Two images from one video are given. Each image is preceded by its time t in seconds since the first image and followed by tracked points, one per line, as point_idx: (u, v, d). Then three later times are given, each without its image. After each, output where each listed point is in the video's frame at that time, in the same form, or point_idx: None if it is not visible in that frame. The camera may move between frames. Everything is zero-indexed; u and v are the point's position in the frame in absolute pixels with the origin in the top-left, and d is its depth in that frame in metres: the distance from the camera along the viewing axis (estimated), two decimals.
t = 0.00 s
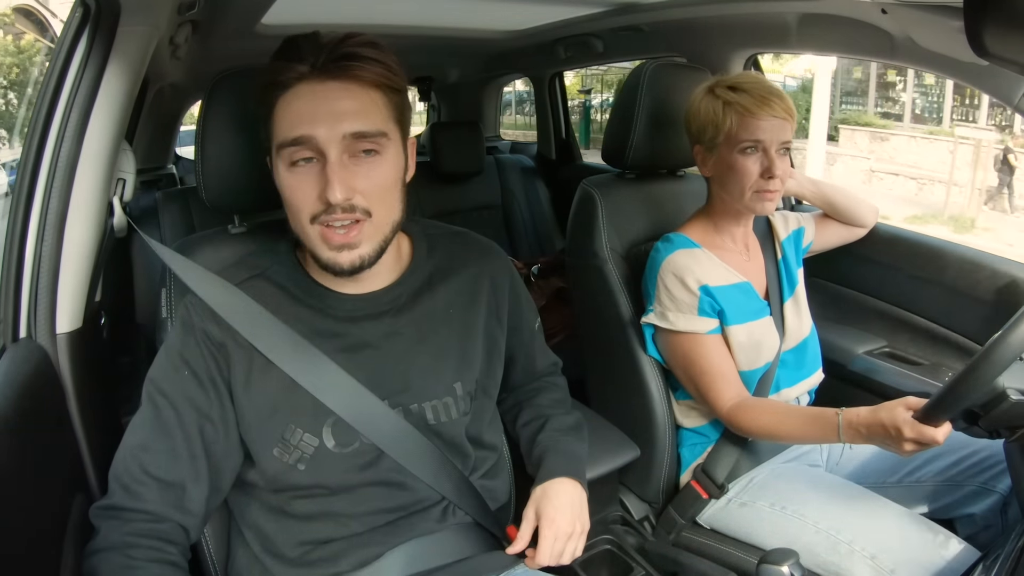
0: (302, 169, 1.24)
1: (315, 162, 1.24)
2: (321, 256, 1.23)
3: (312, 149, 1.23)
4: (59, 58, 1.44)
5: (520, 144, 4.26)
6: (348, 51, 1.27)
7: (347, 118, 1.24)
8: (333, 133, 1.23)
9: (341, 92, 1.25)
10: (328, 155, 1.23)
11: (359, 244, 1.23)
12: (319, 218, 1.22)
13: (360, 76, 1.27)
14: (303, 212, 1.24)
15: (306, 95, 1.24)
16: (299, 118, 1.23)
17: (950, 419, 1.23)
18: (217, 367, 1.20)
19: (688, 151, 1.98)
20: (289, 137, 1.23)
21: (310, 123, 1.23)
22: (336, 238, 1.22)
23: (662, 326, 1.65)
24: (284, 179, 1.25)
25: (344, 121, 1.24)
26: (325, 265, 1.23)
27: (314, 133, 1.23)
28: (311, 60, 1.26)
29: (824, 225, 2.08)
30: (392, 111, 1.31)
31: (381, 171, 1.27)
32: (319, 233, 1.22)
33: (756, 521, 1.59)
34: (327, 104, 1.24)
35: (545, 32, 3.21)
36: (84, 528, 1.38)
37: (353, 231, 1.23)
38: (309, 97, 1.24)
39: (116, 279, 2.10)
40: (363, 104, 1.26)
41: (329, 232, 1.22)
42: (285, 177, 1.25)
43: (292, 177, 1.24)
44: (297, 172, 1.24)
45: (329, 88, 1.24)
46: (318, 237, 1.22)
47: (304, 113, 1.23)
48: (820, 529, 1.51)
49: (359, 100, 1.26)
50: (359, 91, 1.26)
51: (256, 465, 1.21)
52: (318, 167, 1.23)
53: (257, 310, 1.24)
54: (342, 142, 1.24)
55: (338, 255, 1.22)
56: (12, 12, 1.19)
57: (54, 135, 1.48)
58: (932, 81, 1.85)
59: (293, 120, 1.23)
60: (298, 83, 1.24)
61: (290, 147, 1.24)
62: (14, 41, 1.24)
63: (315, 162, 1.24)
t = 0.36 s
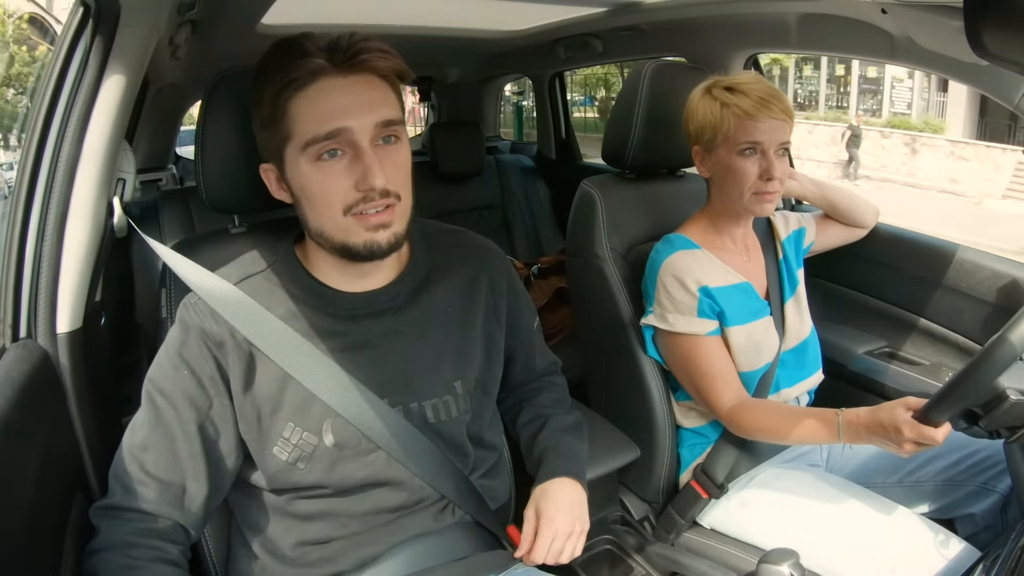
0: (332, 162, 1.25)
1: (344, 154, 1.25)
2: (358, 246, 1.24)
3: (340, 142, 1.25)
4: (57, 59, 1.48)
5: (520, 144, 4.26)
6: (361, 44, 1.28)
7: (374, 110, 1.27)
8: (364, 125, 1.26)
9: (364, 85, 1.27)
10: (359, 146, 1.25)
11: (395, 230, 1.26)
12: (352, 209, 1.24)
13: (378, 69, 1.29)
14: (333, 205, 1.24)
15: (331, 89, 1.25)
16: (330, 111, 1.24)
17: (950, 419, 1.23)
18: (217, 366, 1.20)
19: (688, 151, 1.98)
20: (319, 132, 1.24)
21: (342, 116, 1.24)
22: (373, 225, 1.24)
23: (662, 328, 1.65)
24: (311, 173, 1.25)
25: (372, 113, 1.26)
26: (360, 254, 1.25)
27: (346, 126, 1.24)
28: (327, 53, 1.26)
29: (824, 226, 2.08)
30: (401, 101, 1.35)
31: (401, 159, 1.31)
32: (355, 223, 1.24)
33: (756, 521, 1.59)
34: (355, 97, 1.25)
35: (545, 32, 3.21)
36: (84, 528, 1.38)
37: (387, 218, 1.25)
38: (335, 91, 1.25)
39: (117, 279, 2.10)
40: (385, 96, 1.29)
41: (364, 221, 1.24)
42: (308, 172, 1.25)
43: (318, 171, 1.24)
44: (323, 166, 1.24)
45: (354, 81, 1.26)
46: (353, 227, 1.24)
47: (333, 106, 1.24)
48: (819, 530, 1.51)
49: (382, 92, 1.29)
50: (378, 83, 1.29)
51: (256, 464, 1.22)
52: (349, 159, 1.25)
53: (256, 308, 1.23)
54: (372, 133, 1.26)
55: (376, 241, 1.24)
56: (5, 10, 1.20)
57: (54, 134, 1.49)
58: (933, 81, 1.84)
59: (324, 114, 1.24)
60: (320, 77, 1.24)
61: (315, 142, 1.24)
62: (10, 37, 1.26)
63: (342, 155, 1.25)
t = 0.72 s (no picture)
0: (334, 162, 1.25)
1: (346, 153, 1.25)
2: (363, 243, 1.24)
3: (342, 141, 1.25)
4: (58, 58, 1.48)
5: (519, 144, 4.27)
6: (360, 45, 1.28)
7: (374, 109, 1.27)
8: (364, 124, 1.26)
9: (364, 85, 1.27)
10: (360, 145, 1.25)
11: (398, 228, 1.26)
12: (355, 207, 1.24)
13: (377, 68, 1.29)
14: (336, 204, 1.24)
15: (330, 89, 1.24)
16: (330, 111, 1.24)
17: (949, 419, 1.23)
18: (218, 365, 1.20)
19: (688, 151, 1.98)
20: (320, 132, 1.24)
21: (342, 116, 1.24)
22: (377, 222, 1.24)
23: (662, 328, 1.66)
24: (313, 173, 1.25)
25: (371, 112, 1.26)
26: (365, 251, 1.25)
27: (348, 125, 1.24)
28: (326, 55, 1.26)
29: (824, 226, 2.08)
30: (402, 100, 1.35)
31: (403, 157, 1.31)
32: (358, 222, 1.24)
33: (757, 521, 1.59)
34: (355, 97, 1.25)
35: (545, 32, 3.21)
36: (84, 528, 1.38)
37: (391, 216, 1.25)
38: (335, 91, 1.25)
39: (116, 280, 2.10)
40: (385, 95, 1.29)
41: (367, 220, 1.24)
42: (311, 171, 1.25)
43: (321, 171, 1.24)
44: (326, 166, 1.24)
45: (353, 82, 1.26)
46: (356, 225, 1.24)
47: (333, 106, 1.24)
48: (820, 529, 1.51)
49: (381, 91, 1.29)
50: (378, 83, 1.29)
51: (257, 463, 1.22)
52: (351, 159, 1.25)
53: (258, 306, 1.22)
54: (372, 132, 1.26)
55: (381, 237, 1.24)
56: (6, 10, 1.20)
57: (54, 134, 1.50)
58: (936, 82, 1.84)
59: (324, 113, 1.24)
60: (319, 79, 1.24)
61: (318, 142, 1.24)
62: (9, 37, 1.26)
63: (344, 155, 1.25)
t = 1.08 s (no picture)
0: (323, 163, 1.25)
1: (336, 155, 1.25)
2: (353, 245, 1.24)
3: (331, 143, 1.25)
4: (58, 58, 1.49)
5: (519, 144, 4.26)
6: (349, 45, 1.28)
7: (360, 109, 1.26)
8: (352, 126, 1.25)
9: (352, 86, 1.27)
10: (348, 147, 1.25)
11: (389, 228, 1.26)
12: (345, 209, 1.24)
13: (366, 69, 1.29)
14: (327, 205, 1.24)
15: (318, 91, 1.25)
16: (317, 114, 1.24)
17: (949, 419, 1.23)
18: (218, 366, 1.20)
19: (688, 151, 1.98)
20: (308, 135, 1.24)
21: (329, 118, 1.24)
22: (367, 223, 1.24)
23: (662, 328, 1.66)
24: (303, 175, 1.25)
25: (359, 113, 1.26)
26: (357, 254, 1.25)
27: (334, 127, 1.24)
28: (314, 57, 1.26)
29: (824, 226, 2.08)
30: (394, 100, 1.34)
31: (394, 157, 1.31)
32: (348, 223, 1.24)
33: (757, 521, 1.59)
34: (342, 98, 1.25)
35: (544, 32, 3.21)
36: (85, 528, 1.38)
37: (381, 217, 1.25)
38: (323, 93, 1.25)
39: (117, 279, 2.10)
40: (374, 95, 1.29)
41: (358, 221, 1.24)
42: (301, 173, 1.25)
43: (312, 173, 1.25)
44: (315, 168, 1.25)
45: (341, 83, 1.26)
46: (347, 228, 1.24)
47: (320, 108, 1.24)
48: (820, 529, 1.51)
49: (371, 92, 1.29)
50: (367, 83, 1.29)
51: (257, 464, 1.22)
52: (340, 160, 1.25)
53: (257, 308, 1.22)
54: (361, 134, 1.26)
55: (371, 240, 1.24)
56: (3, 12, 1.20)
57: (54, 134, 1.50)
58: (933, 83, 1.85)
59: (312, 116, 1.24)
60: (306, 81, 1.25)
61: (306, 144, 1.24)
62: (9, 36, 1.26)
63: (333, 156, 1.25)
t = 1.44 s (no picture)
0: (321, 158, 1.25)
1: (334, 150, 1.25)
2: (352, 240, 1.24)
3: (329, 138, 1.25)
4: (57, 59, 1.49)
5: (520, 144, 4.27)
6: (348, 42, 1.28)
7: (359, 104, 1.26)
8: (350, 121, 1.26)
9: (351, 81, 1.27)
10: (346, 142, 1.25)
11: (388, 223, 1.26)
12: (343, 204, 1.24)
13: (365, 65, 1.29)
14: (325, 200, 1.24)
15: (316, 86, 1.25)
16: (316, 108, 1.24)
17: (953, 415, 1.23)
18: (217, 366, 1.20)
19: (688, 151, 1.98)
20: (306, 130, 1.24)
21: (328, 112, 1.24)
22: (365, 218, 1.24)
23: (663, 328, 1.66)
24: (302, 170, 1.25)
25: (357, 108, 1.26)
26: (354, 249, 1.24)
27: (333, 122, 1.25)
28: (313, 54, 1.26)
29: (824, 226, 2.08)
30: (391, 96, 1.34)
31: (393, 154, 1.31)
32: (347, 219, 1.24)
33: (757, 521, 1.59)
34: (341, 94, 1.26)
35: (545, 32, 3.21)
36: (84, 528, 1.38)
37: (380, 212, 1.25)
38: (323, 90, 1.25)
39: (116, 279, 2.10)
40: (373, 91, 1.29)
41: (356, 216, 1.24)
42: (299, 169, 1.25)
43: (310, 168, 1.25)
44: (314, 163, 1.24)
45: (340, 79, 1.26)
46: (345, 223, 1.24)
47: (319, 104, 1.25)
48: (820, 529, 1.51)
49: (369, 88, 1.29)
50: (365, 80, 1.29)
51: (257, 464, 1.22)
52: (339, 156, 1.25)
53: (256, 308, 1.22)
54: (359, 129, 1.26)
55: (369, 236, 1.24)
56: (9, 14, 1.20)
57: (54, 135, 1.50)
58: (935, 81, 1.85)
59: (311, 111, 1.24)
60: (305, 77, 1.25)
61: (305, 140, 1.24)
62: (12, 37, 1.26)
63: (331, 151, 1.25)
